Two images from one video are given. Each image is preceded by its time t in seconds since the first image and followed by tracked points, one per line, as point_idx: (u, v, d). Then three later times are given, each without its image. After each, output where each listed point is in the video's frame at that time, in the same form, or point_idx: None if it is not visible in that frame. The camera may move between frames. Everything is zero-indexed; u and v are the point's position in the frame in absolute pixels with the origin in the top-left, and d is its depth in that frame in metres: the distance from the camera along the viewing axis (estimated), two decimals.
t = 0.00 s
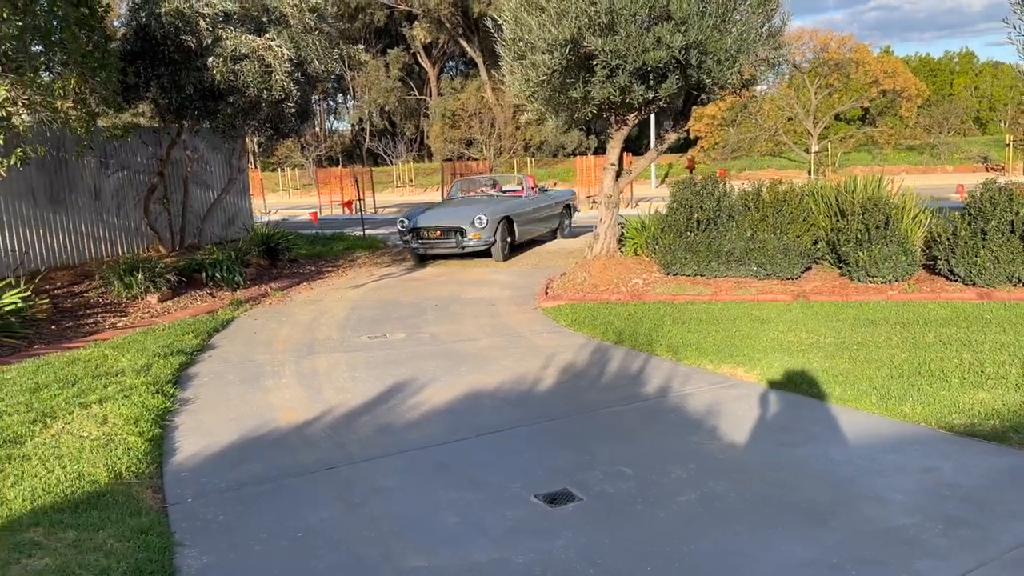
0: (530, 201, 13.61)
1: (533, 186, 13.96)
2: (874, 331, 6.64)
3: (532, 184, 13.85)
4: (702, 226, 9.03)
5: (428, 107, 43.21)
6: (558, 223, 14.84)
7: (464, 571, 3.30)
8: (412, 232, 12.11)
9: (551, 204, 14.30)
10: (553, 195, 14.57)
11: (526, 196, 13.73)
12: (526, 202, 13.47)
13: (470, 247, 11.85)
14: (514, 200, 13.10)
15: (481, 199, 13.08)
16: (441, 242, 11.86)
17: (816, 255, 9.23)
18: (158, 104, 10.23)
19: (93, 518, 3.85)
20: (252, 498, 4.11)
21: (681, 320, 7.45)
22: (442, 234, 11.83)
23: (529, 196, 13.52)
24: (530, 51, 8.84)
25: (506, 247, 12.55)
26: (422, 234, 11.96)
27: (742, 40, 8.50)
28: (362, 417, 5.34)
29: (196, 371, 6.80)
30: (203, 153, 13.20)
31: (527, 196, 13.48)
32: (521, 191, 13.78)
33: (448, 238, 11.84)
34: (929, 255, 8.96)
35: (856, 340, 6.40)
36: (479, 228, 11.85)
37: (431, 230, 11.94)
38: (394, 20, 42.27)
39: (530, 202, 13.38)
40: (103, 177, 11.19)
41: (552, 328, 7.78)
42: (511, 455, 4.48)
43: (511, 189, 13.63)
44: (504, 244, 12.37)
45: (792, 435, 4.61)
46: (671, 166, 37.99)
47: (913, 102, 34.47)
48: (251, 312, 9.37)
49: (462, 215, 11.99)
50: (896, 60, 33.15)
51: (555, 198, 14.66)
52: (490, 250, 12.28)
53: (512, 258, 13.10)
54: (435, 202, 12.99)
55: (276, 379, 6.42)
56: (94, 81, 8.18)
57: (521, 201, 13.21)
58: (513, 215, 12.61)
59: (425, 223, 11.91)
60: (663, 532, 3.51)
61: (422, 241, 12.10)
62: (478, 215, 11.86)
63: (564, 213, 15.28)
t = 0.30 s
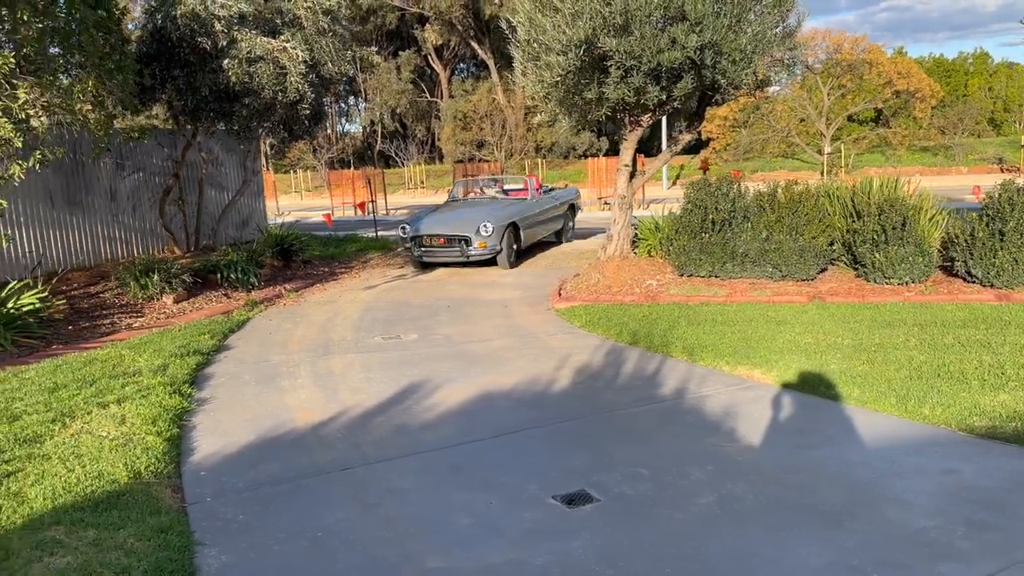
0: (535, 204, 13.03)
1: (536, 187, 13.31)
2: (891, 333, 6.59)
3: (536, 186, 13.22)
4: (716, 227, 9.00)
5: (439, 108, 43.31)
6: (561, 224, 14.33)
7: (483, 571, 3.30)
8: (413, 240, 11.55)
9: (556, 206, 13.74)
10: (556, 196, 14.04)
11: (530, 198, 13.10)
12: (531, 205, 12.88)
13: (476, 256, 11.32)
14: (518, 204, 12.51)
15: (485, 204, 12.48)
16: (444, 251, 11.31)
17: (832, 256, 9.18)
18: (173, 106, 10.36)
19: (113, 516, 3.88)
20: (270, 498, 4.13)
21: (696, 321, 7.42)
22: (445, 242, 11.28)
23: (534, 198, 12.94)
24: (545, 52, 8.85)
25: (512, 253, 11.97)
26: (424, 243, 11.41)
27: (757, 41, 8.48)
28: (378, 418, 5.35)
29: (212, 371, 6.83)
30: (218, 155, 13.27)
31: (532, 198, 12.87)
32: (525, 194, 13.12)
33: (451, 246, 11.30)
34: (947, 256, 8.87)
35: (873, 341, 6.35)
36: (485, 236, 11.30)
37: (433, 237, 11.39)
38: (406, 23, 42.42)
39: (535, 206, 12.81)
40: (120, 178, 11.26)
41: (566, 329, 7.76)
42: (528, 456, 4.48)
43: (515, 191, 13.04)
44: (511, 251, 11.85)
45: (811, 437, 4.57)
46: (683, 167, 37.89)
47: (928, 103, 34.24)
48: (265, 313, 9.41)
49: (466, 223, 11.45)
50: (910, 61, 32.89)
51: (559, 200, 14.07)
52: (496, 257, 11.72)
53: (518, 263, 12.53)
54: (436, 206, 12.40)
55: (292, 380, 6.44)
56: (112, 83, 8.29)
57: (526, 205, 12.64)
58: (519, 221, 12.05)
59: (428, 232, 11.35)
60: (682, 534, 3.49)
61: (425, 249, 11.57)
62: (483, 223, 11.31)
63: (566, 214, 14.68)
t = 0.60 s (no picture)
0: (538, 207, 12.52)
1: (539, 190, 12.81)
2: (905, 334, 6.54)
3: (539, 188, 12.72)
4: (728, 227, 8.97)
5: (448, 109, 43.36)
6: (564, 226, 13.86)
7: (499, 571, 3.29)
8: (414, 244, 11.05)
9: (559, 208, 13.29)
10: (560, 198, 13.53)
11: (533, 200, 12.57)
12: (534, 208, 12.37)
13: (480, 261, 10.85)
14: (521, 207, 12.00)
15: (486, 207, 11.98)
16: (447, 256, 10.82)
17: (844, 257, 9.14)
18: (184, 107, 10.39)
19: (129, 515, 3.90)
20: (285, 497, 4.14)
21: (708, 322, 7.40)
22: (448, 247, 10.79)
23: (537, 201, 12.42)
24: (556, 53, 8.84)
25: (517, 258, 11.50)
26: (426, 247, 10.91)
27: (769, 41, 8.45)
28: (391, 418, 5.36)
29: (225, 370, 6.86)
30: (230, 156, 13.32)
31: (535, 202, 12.36)
32: (527, 196, 12.61)
33: (454, 250, 10.83)
34: (960, 257, 8.80)
35: (887, 342, 6.32)
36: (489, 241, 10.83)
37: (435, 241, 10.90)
38: (415, 23, 42.51)
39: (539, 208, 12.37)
40: (132, 178, 11.31)
41: (578, 329, 7.74)
42: (541, 457, 4.47)
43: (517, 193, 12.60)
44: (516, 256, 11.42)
45: (826, 439, 4.55)
46: (693, 167, 37.82)
47: (939, 103, 34.05)
48: (277, 312, 9.44)
49: (469, 227, 10.94)
50: (922, 61, 32.65)
51: (562, 202, 13.60)
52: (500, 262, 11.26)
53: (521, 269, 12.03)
54: (437, 208, 11.89)
55: (305, 379, 6.46)
56: (125, 84, 8.27)
57: (530, 208, 12.14)
58: (523, 225, 11.55)
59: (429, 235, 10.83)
60: (697, 535, 3.48)
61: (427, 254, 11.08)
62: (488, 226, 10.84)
63: (568, 217, 14.21)
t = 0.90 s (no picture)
0: (539, 208, 12.10)
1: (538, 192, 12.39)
2: (915, 334, 6.51)
3: (538, 189, 12.33)
4: (737, 227, 8.96)
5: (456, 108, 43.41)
6: (564, 227, 13.43)
7: (508, 570, 3.30)
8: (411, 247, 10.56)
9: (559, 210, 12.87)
10: (559, 199, 13.13)
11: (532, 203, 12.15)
12: (535, 210, 11.92)
13: (481, 263, 10.37)
14: (522, 209, 11.54)
15: (485, 208, 11.54)
16: (447, 258, 10.34)
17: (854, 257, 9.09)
18: (194, 106, 10.45)
19: (140, 512, 3.92)
20: (295, 494, 4.16)
21: (717, 321, 7.38)
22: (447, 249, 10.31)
23: (537, 203, 12.01)
24: (565, 52, 8.82)
25: (518, 260, 11.07)
26: (424, 249, 10.42)
27: (779, 40, 8.43)
28: (400, 416, 5.37)
29: (235, 368, 6.89)
30: (239, 155, 13.38)
31: (535, 204, 11.89)
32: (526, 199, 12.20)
33: (455, 253, 10.35)
34: (970, 257, 8.74)
35: (897, 343, 6.28)
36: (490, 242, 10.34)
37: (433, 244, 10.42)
38: (424, 23, 42.60)
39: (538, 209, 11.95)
40: (142, 177, 11.37)
41: (586, 329, 7.74)
42: (550, 456, 4.47)
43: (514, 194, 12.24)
44: (518, 258, 10.96)
45: (836, 439, 4.53)
46: (701, 167, 37.77)
47: (950, 102, 33.85)
48: (286, 311, 9.47)
49: (469, 228, 10.48)
50: (932, 60, 32.50)
51: (562, 204, 13.17)
52: (501, 265, 10.82)
53: (522, 274, 11.55)
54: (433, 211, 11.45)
55: (314, 378, 6.48)
56: (135, 83, 8.36)
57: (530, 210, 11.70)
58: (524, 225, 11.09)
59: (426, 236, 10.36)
60: (707, 535, 3.48)
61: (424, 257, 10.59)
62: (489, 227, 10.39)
63: (569, 219, 13.79)
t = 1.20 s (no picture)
0: (539, 208, 11.63)
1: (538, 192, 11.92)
2: (925, 332, 6.47)
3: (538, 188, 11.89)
4: (746, 224, 8.93)
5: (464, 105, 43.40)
6: (565, 227, 13.00)
7: (517, 567, 3.31)
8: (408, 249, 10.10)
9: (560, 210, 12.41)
10: (560, 199, 12.61)
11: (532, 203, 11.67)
12: (535, 210, 11.45)
13: (483, 265, 9.92)
14: (522, 209, 11.08)
15: (484, 208, 11.12)
16: (447, 260, 9.88)
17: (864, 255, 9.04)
18: (204, 103, 10.50)
19: (152, 506, 3.95)
20: (307, 489, 4.19)
21: (726, 319, 7.37)
22: (447, 251, 9.87)
23: (538, 203, 11.51)
24: (574, 49, 8.80)
25: (520, 263, 10.63)
26: (422, 251, 9.97)
27: (789, 37, 8.39)
28: (409, 413, 5.39)
29: (244, 364, 6.92)
30: (249, 151, 13.42)
31: (536, 204, 11.42)
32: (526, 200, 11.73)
33: (456, 255, 9.91)
34: (981, 255, 8.64)
35: (907, 341, 6.24)
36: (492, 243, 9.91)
37: (432, 245, 9.96)
38: (432, 20, 42.61)
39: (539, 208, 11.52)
40: (152, 173, 11.41)
41: (595, 326, 7.74)
42: (559, 453, 4.47)
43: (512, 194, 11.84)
44: (520, 260, 10.54)
45: (846, 437, 4.51)
46: (709, 164, 37.68)
47: (960, 100, 33.60)
48: (295, 307, 9.51)
49: (469, 228, 10.08)
50: (943, 57, 32.30)
51: (563, 204, 12.71)
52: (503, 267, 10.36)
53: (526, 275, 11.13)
54: (430, 211, 11.01)
55: (323, 374, 6.51)
56: (145, 79, 8.36)
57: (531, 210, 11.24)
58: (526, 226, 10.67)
59: (424, 237, 9.91)
60: (716, 532, 3.48)
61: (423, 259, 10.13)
62: (490, 228, 9.94)
63: (569, 219, 13.36)
